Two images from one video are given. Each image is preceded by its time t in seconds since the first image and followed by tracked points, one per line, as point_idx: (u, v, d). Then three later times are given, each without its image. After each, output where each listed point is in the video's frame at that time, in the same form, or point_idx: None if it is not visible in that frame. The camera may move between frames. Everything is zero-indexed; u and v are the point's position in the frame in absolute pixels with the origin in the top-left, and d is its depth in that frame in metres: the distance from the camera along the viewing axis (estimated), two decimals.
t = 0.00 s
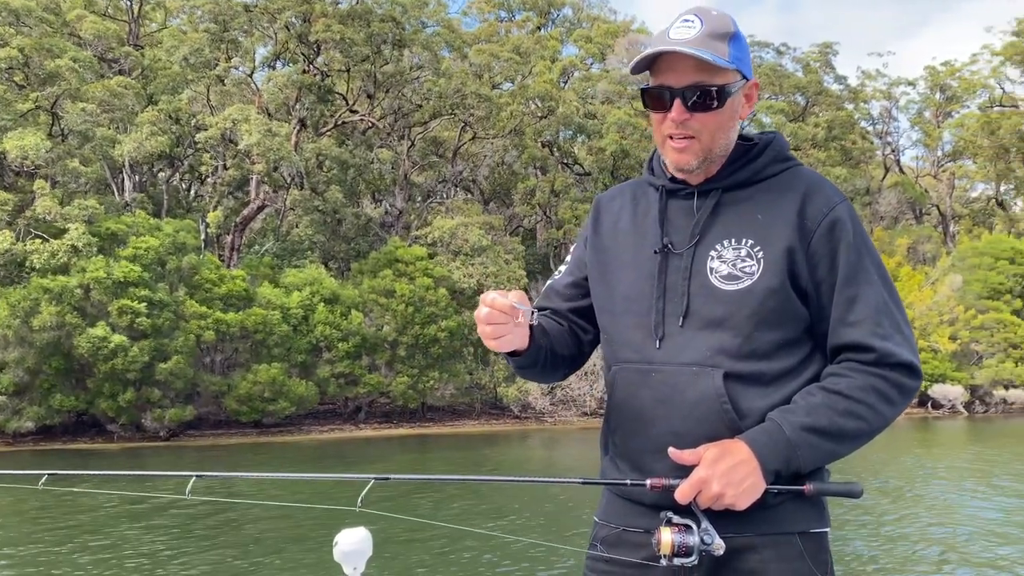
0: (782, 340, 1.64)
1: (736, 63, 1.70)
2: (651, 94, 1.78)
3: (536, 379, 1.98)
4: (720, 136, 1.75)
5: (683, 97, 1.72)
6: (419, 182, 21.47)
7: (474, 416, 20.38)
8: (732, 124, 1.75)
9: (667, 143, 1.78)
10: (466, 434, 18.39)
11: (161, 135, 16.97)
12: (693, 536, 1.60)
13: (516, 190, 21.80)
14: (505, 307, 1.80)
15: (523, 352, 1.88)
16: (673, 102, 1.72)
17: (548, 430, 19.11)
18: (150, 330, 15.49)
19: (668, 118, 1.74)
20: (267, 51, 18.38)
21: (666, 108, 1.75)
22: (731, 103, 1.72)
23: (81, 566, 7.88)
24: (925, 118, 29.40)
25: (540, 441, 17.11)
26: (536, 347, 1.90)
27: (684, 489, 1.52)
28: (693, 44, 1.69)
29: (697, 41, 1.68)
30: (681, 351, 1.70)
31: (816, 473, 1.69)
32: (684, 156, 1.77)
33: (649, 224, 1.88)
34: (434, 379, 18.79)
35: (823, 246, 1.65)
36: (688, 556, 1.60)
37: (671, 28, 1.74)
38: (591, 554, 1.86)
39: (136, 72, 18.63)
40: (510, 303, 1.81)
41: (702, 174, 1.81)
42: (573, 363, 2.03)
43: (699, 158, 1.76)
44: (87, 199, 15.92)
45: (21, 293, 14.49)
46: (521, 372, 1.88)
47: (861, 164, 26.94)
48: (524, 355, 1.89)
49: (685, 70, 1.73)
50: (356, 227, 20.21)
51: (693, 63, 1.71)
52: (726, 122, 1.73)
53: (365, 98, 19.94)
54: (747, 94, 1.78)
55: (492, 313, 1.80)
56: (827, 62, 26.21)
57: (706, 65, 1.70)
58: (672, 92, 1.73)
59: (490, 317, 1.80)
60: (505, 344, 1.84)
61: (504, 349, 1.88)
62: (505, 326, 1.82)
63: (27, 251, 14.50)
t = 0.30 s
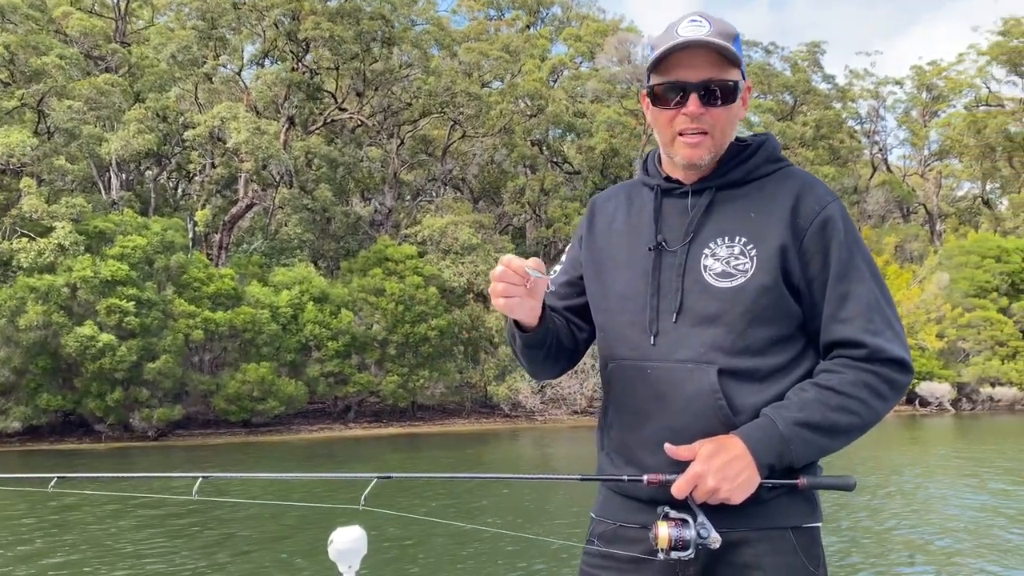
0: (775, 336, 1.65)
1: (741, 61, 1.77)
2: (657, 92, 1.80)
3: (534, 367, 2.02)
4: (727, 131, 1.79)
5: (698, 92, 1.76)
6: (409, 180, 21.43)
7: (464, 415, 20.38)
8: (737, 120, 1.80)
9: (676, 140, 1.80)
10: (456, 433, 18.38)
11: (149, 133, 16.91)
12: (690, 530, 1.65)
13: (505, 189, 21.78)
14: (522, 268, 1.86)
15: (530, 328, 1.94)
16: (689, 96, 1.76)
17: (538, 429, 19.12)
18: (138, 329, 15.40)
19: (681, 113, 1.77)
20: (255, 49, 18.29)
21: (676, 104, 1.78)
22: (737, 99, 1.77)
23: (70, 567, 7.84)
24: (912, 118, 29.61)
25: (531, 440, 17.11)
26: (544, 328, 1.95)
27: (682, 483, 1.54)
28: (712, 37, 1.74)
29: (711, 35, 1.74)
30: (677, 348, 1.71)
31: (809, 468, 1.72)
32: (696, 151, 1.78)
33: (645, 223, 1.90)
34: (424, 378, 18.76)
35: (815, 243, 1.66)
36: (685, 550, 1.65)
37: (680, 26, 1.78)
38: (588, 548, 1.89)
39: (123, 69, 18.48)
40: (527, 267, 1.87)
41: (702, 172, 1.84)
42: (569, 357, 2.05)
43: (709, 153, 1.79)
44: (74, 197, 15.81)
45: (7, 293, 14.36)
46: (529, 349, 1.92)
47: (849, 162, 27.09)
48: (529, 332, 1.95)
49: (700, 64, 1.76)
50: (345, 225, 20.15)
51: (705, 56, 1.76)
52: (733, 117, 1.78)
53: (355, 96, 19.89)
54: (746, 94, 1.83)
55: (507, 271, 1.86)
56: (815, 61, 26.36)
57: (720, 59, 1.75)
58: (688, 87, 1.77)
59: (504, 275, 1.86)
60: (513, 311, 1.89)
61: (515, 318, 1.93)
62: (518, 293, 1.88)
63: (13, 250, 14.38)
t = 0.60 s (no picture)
0: (765, 333, 1.70)
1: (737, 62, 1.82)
2: (654, 93, 1.85)
3: (533, 368, 2.03)
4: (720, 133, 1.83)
5: (695, 93, 1.80)
6: (399, 179, 21.40)
7: (454, 414, 20.38)
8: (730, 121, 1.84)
9: (671, 139, 1.85)
10: (447, 432, 18.36)
11: (136, 131, 16.81)
12: (682, 522, 1.68)
13: (496, 188, 21.74)
14: (527, 271, 1.86)
15: (531, 328, 1.96)
16: (686, 97, 1.80)
17: (529, 428, 19.13)
18: (127, 329, 15.29)
19: (678, 113, 1.81)
20: (244, 46, 18.19)
21: (672, 103, 1.82)
22: (732, 100, 1.81)
23: (60, 565, 7.81)
24: (900, 118, 29.80)
25: (522, 439, 17.10)
26: (544, 328, 1.97)
27: (674, 477, 1.59)
28: (711, 37, 1.79)
29: (708, 38, 1.78)
30: (668, 344, 1.76)
31: (798, 462, 1.78)
32: (690, 152, 1.83)
33: (638, 222, 1.94)
34: (415, 377, 18.71)
35: (805, 241, 1.71)
36: (677, 542, 1.68)
37: (678, 26, 1.82)
38: (582, 542, 1.96)
39: (110, 67, 18.32)
40: (532, 271, 1.87)
41: (694, 171, 1.88)
42: (566, 354, 2.08)
43: (703, 153, 1.84)
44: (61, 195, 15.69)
45: None
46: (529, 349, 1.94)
47: (838, 162, 27.23)
48: (531, 330, 1.96)
49: (697, 66, 1.80)
50: (335, 224, 20.11)
51: (703, 57, 1.79)
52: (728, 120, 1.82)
53: (344, 94, 19.80)
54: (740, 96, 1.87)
55: (512, 275, 1.86)
56: (804, 61, 26.51)
57: (719, 59, 1.80)
58: (686, 87, 1.80)
59: (508, 279, 1.86)
60: (514, 310, 1.91)
61: (516, 315, 1.95)
62: (519, 295, 1.88)
63: None
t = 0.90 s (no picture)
0: (757, 329, 1.71)
1: (718, 69, 1.76)
2: (635, 95, 1.84)
3: (526, 370, 2.03)
4: (701, 137, 1.81)
5: (668, 99, 1.78)
6: (389, 177, 21.37)
7: (445, 413, 20.38)
8: (713, 125, 1.81)
9: (649, 141, 1.84)
10: (437, 431, 18.34)
11: (125, 128, 16.75)
12: (673, 517, 1.69)
13: (486, 187, 21.71)
14: (505, 294, 1.84)
15: (518, 338, 1.95)
16: (658, 104, 1.78)
17: (520, 427, 19.14)
18: (115, 328, 15.20)
19: (653, 118, 1.80)
20: (234, 44, 18.08)
21: (649, 108, 1.81)
22: (710, 106, 1.78)
23: (46, 563, 7.76)
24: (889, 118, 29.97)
25: (512, 438, 17.10)
26: (533, 336, 1.96)
27: (664, 472, 1.60)
28: (681, 49, 1.74)
29: (681, 47, 1.73)
30: (661, 342, 1.76)
31: (789, 457, 1.78)
32: (665, 154, 1.83)
33: (631, 219, 1.94)
34: (406, 376, 18.66)
35: (797, 240, 1.71)
36: (668, 536, 1.69)
37: (656, 31, 1.78)
38: (574, 537, 1.96)
39: (99, 63, 18.19)
40: (510, 293, 1.85)
41: (680, 172, 1.87)
42: (558, 353, 2.09)
43: (679, 157, 1.83)
44: (48, 192, 15.56)
45: None
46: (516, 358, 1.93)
47: (827, 162, 27.36)
48: (518, 342, 1.94)
49: (671, 73, 1.77)
50: (325, 222, 20.05)
51: (677, 66, 1.76)
52: (706, 125, 1.80)
53: (335, 93, 19.72)
54: (728, 96, 1.84)
55: (490, 298, 1.84)
56: (793, 62, 26.63)
57: (691, 70, 1.75)
58: (660, 94, 1.79)
59: (487, 303, 1.84)
60: (497, 328, 1.88)
61: (501, 333, 1.93)
62: (499, 315, 1.86)
63: None
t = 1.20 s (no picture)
0: (747, 330, 1.72)
1: (709, 72, 1.76)
2: (626, 97, 1.84)
3: (519, 371, 2.04)
4: (693, 139, 1.81)
5: (659, 102, 1.78)
6: (381, 177, 21.33)
7: (436, 413, 20.36)
8: (705, 127, 1.82)
9: (641, 144, 1.85)
10: (429, 431, 18.32)
11: (115, 127, 16.67)
12: (664, 516, 1.69)
13: (478, 187, 21.69)
14: (496, 296, 1.86)
15: (509, 341, 1.95)
16: (649, 106, 1.79)
17: (511, 426, 19.14)
18: (105, 327, 15.12)
19: (644, 120, 1.80)
20: (225, 42, 17.99)
21: (640, 110, 1.81)
22: (702, 108, 1.78)
23: (34, 563, 7.71)
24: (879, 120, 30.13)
25: (505, 438, 17.09)
26: (524, 337, 1.96)
27: (656, 472, 1.60)
28: (672, 51, 1.75)
29: (673, 48, 1.74)
30: (653, 342, 1.77)
31: (780, 457, 1.79)
32: (656, 157, 1.83)
33: (623, 220, 1.94)
34: (397, 376, 18.62)
35: (787, 240, 1.72)
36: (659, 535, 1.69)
37: (650, 33, 1.79)
38: (566, 535, 1.95)
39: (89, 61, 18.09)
40: (500, 295, 1.87)
41: (672, 174, 1.88)
42: (550, 354, 2.09)
43: (671, 160, 1.83)
44: (37, 191, 15.47)
45: None
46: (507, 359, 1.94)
47: (818, 163, 27.50)
48: (509, 345, 1.95)
49: (662, 76, 1.78)
50: (316, 221, 20.02)
51: (668, 69, 1.77)
52: (698, 127, 1.80)
53: (327, 91, 19.66)
54: (719, 99, 1.84)
55: (481, 299, 1.85)
56: (784, 63, 26.73)
57: (681, 72, 1.75)
58: (651, 96, 1.79)
59: (478, 304, 1.85)
60: (488, 332, 1.89)
61: (492, 335, 1.93)
62: (490, 318, 1.87)
63: None
